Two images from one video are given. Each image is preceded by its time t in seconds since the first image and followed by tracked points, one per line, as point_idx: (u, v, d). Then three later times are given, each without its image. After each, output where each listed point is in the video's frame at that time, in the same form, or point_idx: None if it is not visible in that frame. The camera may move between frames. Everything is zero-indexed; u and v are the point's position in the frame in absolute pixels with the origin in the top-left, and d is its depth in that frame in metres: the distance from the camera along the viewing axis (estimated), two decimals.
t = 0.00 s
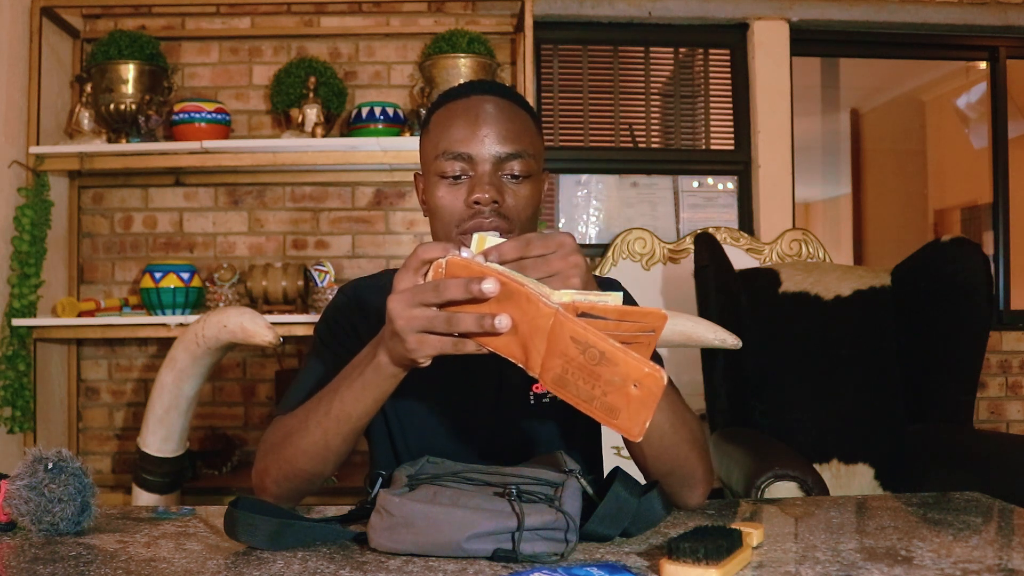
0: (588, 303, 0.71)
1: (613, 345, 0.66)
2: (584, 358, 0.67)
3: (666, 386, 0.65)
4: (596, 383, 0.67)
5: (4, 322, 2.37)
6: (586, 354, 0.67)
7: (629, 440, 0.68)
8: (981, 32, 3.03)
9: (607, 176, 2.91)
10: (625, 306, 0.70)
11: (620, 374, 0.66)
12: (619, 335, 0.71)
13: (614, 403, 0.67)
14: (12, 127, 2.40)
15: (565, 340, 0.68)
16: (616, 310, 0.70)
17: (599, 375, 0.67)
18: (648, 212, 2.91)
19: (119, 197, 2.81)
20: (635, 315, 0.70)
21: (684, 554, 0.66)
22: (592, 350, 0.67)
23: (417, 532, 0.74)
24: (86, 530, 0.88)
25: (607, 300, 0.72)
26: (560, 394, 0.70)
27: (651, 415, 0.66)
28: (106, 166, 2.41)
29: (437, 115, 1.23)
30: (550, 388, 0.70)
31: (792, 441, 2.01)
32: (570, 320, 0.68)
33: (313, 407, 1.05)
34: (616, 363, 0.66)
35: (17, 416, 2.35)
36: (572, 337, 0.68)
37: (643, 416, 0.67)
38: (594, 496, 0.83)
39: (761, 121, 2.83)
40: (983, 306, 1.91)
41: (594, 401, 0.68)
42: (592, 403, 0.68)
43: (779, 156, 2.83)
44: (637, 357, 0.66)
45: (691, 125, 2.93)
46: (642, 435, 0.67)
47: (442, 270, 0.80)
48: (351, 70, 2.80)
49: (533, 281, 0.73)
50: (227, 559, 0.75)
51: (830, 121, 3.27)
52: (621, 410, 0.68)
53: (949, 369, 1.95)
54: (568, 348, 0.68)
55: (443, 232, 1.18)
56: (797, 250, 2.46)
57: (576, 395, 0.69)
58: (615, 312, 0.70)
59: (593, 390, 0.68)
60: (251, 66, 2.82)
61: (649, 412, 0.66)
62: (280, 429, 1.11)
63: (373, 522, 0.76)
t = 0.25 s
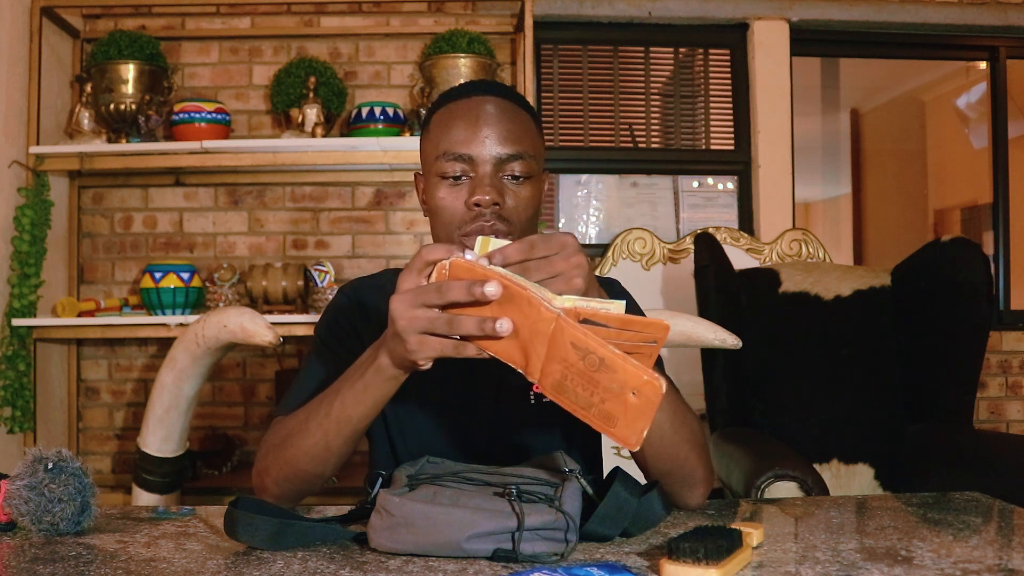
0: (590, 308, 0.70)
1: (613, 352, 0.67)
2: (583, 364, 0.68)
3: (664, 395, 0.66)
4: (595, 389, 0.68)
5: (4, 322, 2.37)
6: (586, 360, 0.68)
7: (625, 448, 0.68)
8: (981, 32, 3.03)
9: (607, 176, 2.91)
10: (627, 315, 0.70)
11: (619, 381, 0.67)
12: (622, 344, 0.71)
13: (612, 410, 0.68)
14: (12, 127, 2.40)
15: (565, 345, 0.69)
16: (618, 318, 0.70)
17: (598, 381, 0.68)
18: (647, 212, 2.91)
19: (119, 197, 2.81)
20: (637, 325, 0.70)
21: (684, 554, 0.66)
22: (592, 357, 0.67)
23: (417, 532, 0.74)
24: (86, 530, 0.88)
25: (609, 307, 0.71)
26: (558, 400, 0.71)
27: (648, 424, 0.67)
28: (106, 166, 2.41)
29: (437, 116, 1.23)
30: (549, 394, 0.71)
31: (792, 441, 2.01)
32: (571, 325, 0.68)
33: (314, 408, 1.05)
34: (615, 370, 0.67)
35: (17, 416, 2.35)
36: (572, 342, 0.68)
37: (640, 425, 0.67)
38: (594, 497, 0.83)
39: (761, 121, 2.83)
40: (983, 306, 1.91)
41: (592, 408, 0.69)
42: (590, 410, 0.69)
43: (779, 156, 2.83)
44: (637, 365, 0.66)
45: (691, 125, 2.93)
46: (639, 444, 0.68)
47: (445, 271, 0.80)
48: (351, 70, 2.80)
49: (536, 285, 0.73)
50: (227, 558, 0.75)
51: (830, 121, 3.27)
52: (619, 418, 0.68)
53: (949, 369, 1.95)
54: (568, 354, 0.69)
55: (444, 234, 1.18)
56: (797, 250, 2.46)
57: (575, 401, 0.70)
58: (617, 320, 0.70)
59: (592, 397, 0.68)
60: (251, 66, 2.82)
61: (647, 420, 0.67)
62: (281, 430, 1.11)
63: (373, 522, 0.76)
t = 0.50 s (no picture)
0: (592, 305, 0.70)
1: (613, 350, 0.67)
2: (583, 362, 0.68)
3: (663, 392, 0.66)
4: (594, 387, 0.68)
5: (4, 322, 2.38)
6: (585, 358, 0.68)
7: (626, 446, 0.68)
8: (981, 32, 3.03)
9: (607, 176, 2.91)
10: (628, 312, 0.69)
11: (619, 379, 0.67)
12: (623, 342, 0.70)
13: (612, 408, 0.68)
14: (12, 127, 2.40)
15: (566, 343, 0.69)
16: (619, 315, 0.69)
17: (597, 378, 0.68)
18: (648, 212, 2.91)
19: (119, 197, 2.81)
20: (639, 322, 0.70)
21: (684, 554, 0.66)
22: (591, 354, 0.67)
23: (417, 532, 0.74)
24: (86, 530, 0.88)
25: (611, 303, 0.71)
26: (559, 397, 0.71)
27: (648, 422, 0.67)
28: (106, 166, 2.41)
29: (436, 116, 1.23)
30: (550, 391, 0.71)
31: (793, 440, 2.01)
32: (571, 322, 0.68)
33: (313, 408, 1.05)
34: (614, 368, 0.67)
35: (17, 416, 2.35)
36: (572, 340, 0.68)
37: (639, 424, 0.67)
38: (594, 497, 0.83)
39: (761, 121, 2.83)
40: (983, 306, 1.91)
41: (592, 405, 0.69)
42: (590, 407, 0.69)
43: (779, 156, 2.83)
44: (637, 363, 0.66)
45: (691, 125, 2.93)
46: (638, 442, 0.68)
47: (445, 271, 0.80)
48: (351, 70, 2.80)
49: (538, 283, 0.73)
50: (227, 558, 0.75)
51: (830, 121, 3.27)
52: (618, 415, 0.68)
53: (949, 369, 1.95)
54: (569, 351, 0.69)
55: (443, 233, 1.18)
56: (797, 250, 2.46)
57: (575, 398, 0.70)
58: (618, 318, 0.69)
59: (592, 395, 0.68)
60: (251, 66, 2.82)
61: (646, 418, 0.67)
62: (281, 430, 1.10)
63: (373, 522, 0.76)
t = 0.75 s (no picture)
0: (594, 300, 0.71)
1: (623, 341, 0.67)
2: (592, 356, 0.68)
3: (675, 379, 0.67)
4: (605, 379, 0.68)
5: (4, 322, 2.38)
6: (596, 350, 0.68)
7: (638, 434, 0.69)
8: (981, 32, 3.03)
9: (607, 176, 2.91)
10: (630, 306, 0.70)
11: (630, 369, 0.67)
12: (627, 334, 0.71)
13: (624, 397, 0.68)
14: (12, 127, 2.40)
15: (574, 337, 0.69)
16: (622, 309, 0.70)
17: (608, 370, 0.68)
18: (647, 212, 2.91)
19: (119, 196, 2.81)
20: (640, 314, 0.70)
21: (684, 554, 0.66)
22: (601, 347, 0.68)
23: (417, 532, 0.74)
24: (86, 530, 0.88)
25: (612, 298, 0.71)
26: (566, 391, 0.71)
27: (661, 409, 0.68)
28: (106, 166, 2.41)
29: (428, 118, 1.23)
30: (558, 386, 0.71)
31: (792, 440, 2.01)
32: (578, 318, 0.68)
33: (314, 409, 1.05)
34: (625, 359, 0.67)
35: (17, 416, 2.35)
36: (581, 334, 0.68)
37: (653, 411, 0.68)
38: (594, 497, 0.83)
39: (761, 121, 2.83)
40: (983, 306, 1.91)
41: (603, 397, 0.69)
42: (601, 399, 0.69)
43: (779, 156, 2.83)
44: (647, 352, 0.67)
45: (691, 125, 2.93)
46: (652, 429, 0.68)
47: (444, 272, 0.79)
48: (351, 70, 2.80)
49: (540, 282, 0.72)
50: (227, 558, 0.75)
51: (830, 121, 3.27)
52: (630, 404, 0.69)
53: (949, 369, 1.95)
54: (577, 346, 0.69)
55: (441, 232, 1.18)
56: (797, 250, 2.46)
57: (584, 391, 0.70)
58: (620, 312, 0.70)
59: (602, 386, 0.69)
60: (251, 66, 2.82)
61: (659, 406, 0.67)
62: (281, 430, 1.10)
63: (374, 522, 0.76)
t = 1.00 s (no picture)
0: (631, 236, 0.64)
1: (658, 277, 0.60)
2: (631, 296, 0.61)
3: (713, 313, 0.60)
4: (645, 319, 0.62)
5: (4, 322, 2.38)
6: (635, 288, 0.61)
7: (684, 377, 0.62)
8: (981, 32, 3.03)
9: (607, 176, 2.91)
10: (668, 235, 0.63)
11: (666, 307, 0.60)
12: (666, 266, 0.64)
13: (665, 336, 0.61)
14: (12, 127, 2.40)
15: (612, 278, 0.62)
16: (659, 241, 0.63)
17: (646, 309, 0.61)
18: (647, 212, 2.91)
19: (119, 196, 2.81)
20: (679, 245, 0.63)
21: (684, 554, 0.66)
22: (638, 285, 0.61)
23: (417, 532, 0.74)
24: (86, 530, 0.87)
25: (647, 230, 0.65)
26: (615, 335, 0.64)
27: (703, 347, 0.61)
28: (106, 166, 2.41)
29: (397, 128, 1.24)
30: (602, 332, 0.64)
31: (792, 440, 2.01)
32: (614, 256, 0.62)
33: (344, 397, 0.98)
34: (662, 296, 0.60)
35: (17, 416, 2.34)
36: (618, 275, 0.62)
37: (696, 350, 0.61)
38: (594, 497, 0.83)
39: (761, 121, 2.83)
40: (983, 306, 1.91)
41: (646, 338, 0.62)
42: (644, 341, 0.63)
43: (779, 156, 2.83)
44: (682, 287, 0.60)
45: (691, 125, 2.93)
46: (696, 369, 0.62)
47: (478, 237, 0.72)
48: (351, 70, 2.80)
49: (580, 228, 0.66)
50: (227, 558, 0.75)
51: (830, 121, 3.27)
52: (672, 346, 0.62)
53: (949, 369, 1.95)
54: (615, 287, 0.62)
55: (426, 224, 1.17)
56: (797, 250, 2.46)
57: (628, 334, 0.63)
58: (658, 243, 0.63)
59: (644, 327, 0.62)
60: (251, 66, 2.82)
61: (701, 343, 0.61)
62: (307, 420, 1.03)
63: (373, 522, 0.76)
